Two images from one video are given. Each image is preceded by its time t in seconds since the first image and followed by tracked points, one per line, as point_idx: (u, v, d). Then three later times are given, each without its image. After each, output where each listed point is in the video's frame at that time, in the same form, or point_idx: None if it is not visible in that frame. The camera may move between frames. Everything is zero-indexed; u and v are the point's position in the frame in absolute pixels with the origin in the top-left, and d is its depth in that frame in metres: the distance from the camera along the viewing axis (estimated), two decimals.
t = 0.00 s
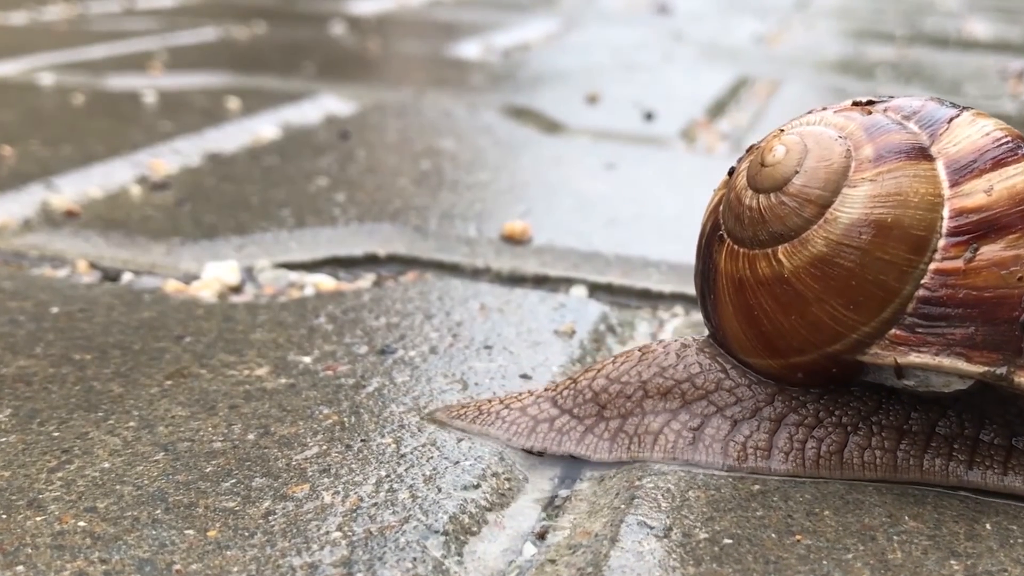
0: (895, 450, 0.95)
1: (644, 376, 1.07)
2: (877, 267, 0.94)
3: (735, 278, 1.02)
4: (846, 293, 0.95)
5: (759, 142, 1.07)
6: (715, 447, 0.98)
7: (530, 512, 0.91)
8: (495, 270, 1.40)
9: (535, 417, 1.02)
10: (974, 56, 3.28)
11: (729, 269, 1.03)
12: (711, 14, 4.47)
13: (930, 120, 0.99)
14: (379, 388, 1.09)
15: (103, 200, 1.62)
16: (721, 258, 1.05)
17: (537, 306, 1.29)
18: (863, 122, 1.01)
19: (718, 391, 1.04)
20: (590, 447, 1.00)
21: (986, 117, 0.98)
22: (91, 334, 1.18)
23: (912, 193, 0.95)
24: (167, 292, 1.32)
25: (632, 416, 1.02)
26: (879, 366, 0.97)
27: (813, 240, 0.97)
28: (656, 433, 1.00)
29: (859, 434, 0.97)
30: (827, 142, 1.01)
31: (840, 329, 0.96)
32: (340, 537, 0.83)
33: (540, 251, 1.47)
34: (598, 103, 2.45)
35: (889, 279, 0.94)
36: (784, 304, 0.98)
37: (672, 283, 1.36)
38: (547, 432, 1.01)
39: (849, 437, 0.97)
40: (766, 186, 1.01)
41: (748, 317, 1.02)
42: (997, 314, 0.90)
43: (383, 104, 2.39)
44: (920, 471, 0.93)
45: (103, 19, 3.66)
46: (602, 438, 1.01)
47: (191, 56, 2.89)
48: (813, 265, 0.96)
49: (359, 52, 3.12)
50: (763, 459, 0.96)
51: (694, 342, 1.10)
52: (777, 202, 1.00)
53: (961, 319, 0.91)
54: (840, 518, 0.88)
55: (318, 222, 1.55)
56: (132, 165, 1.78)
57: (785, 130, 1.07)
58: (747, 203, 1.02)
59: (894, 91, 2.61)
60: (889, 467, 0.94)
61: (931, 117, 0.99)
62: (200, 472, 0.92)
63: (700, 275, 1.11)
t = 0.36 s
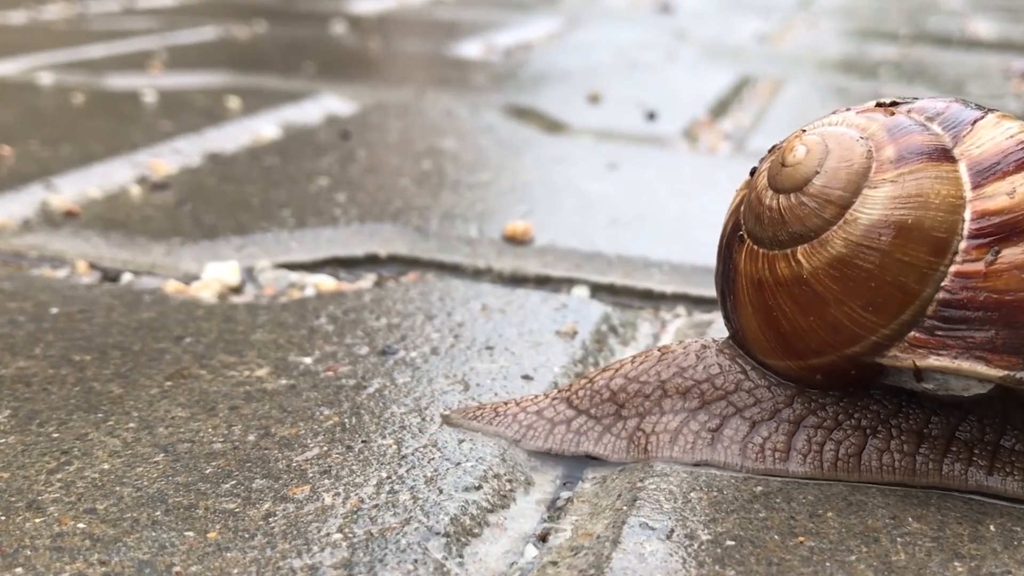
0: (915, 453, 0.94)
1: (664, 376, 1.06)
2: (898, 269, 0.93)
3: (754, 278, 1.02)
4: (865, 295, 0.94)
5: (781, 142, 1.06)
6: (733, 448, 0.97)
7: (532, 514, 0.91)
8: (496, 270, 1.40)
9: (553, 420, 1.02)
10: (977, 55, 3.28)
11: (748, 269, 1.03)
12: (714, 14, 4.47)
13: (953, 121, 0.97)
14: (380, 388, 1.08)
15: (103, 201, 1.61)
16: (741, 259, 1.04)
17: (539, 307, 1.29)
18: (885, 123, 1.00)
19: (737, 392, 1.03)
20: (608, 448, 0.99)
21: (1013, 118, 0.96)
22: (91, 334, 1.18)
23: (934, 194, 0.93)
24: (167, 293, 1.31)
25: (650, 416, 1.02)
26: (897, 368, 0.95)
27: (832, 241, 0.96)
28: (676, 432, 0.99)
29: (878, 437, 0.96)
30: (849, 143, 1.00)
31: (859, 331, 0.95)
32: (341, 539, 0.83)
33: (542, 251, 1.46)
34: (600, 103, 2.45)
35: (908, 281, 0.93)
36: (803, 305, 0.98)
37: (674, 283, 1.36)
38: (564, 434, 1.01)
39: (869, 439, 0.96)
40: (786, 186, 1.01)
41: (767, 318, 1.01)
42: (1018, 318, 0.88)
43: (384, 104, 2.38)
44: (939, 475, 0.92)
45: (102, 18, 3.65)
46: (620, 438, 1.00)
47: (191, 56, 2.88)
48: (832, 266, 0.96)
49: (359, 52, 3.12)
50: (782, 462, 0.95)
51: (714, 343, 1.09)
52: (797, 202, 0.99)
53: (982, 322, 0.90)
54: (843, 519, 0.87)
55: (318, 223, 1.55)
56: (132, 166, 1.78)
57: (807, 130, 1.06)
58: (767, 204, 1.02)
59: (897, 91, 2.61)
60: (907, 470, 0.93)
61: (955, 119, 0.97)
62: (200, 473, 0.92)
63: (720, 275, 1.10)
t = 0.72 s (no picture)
0: (933, 460, 0.94)
1: (683, 378, 1.06)
2: (915, 273, 0.93)
3: (772, 280, 1.02)
4: (882, 298, 0.94)
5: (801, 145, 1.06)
6: (750, 452, 0.97)
7: (533, 518, 0.90)
8: (497, 273, 1.39)
9: (570, 424, 1.02)
10: (978, 57, 3.28)
11: (766, 272, 1.03)
12: (715, 15, 4.47)
13: (974, 126, 0.97)
14: (381, 392, 1.08)
15: (102, 203, 1.61)
16: (760, 261, 1.04)
17: (540, 310, 1.28)
18: (905, 127, 1.00)
19: (756, 396, 1.04)
20: (626, 450, 0.99)
21: None
22: (91, 337, 1.18)
23: (953, 198, 0.93)
24: (167, 296, 1.31)
25: (668, 416, 1.02)
26: (915, 372, 0.96)
27: (850, 243, 0.96)
28: (694, 433, 0.99)
29: (896, 443, 0.96)
30: (868, 146, 1.00)
31: (876, 334, 0.95)
32: (342, 543, 0.83)
33: (543, 254, 1.46)
34: (601, 105, 2.45)
35: (926, 285, 0.93)
36: (820, 308, 0.98)
37: (675, 287, 1.36)
38: (582, 438, 1.00)
39: (886, 445, 0.96)
40: (805, 189, 1.01)
41: (784, 321, 1.01)
42: None
43: (384, 105, 2.38)
44: (957, 482, 0.92)
45: (102, 20, 3.65)
46: (637, 439, 1.00)
47: (190, 57, 2.88)
48: (850, 269, 0.96)
49: (360, 53, 3.11)
50: (799, 466, 0.95)
51: (732, 346, 1.09)
52: (816, 205, 0.99)
53: (999, 327, 0.89)
54: (845, 523, 0.87)
55: (319, 226, 1.54)
56: (132, 167, 1.77)
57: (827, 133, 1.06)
58: (786, 206, 1.02)
59: (899, 93, 2.61)
60: (925, 476, 0.93)
61: (976, 123, 0.97)
62: (200, 477, 0.91)
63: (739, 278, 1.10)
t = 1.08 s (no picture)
0: (953, 466, 0.92)
1: (703, 379, 1.05)
2: (934, 275, 0.93)
3: (792, 282, 1.01)
4: (901, 301, 0.94)
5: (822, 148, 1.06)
6: (768, 455, 0.96)
7: (534, 520, 0.90)
8: (499, 275, 1.39)
9: (586, 426, 1.01)
10: (982, 57, 3.28)
11: (786, 274, 1.02)
12: (718, 16, 4.47)
13: (998, 130, 0.96)
14: (382, 393, 1.07)
15: (102, 204, 1.60)
16: (780, 263, 1.04)
17: (542, 311, 1.28)
18: (927, 130, 0.99)
19: (776, 398, 1.03)
20: (645, 450, 0.98)
21: None
22: (90, 339, 1.17)
23: (974, 201, 0.93)
24: (167, 297, 1.30)
25: (688, 416, 1.01)
26: (934, 376, 0.95)
27: (870, 246, 0.96)
28: (714, 434, 0.98)
29: (916, 447, 0.95)
30: (890, 149, 0.99)
31: (895, 337, 0.95)
32: (342, 545, 0.82)
33: (545, 255, 1.45)
34: (603, 106, 2.45)
35: (945, 288, 0.92)
36: (839, 310, 0.97)
37: (678, 288, 1.35)
38: (602, 440, 1.00)
39: (906, 449, 0.95)
40: (826, 191, 1.00)
41: (803, 323, 1.01)
42: None
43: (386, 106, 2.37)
44: (976, 488, 0.90)
45: (102, 20, 3.64)
46: (655, 438, 0.99)
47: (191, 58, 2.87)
48: (869, 271, 0.95)
49: (361, 53, 3.11)
50: (818, 470, 0.94)
51: (753, 349, 1.09)
52: (835, 207, 0.99)
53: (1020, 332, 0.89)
54: (848, 526, 0.86)
55: (320, 227, 1.54)
56: (132, 169, 1.77)
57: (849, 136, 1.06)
58: (806, 208, 1.02)
59: (902, 94, 2.61)
60: (944, 481, 0.91)
61: (1000, 127, 0.96)
62: (199, 479, 0.91)
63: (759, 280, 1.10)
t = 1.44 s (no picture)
0: (972, 470, 0.91)
1: (723, 380, 1.05)
2: (953, 278, 0.91)
3: (811, 283, 1.00)
4: (919, 304, 0.93)
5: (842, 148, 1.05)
6: (787, 456, 0.95)
7: (536, 521, 0.89)
8: (500, 274, 1.38)
9: (606, 426, 1.01)
10: (986, 55, 3.27)
11: (805, 275, 1.01)
12: (721, 14, 4.46)
13: (1022, 130, 0.93)
14: (383, 393, 1.07)
15: (102, 203, 1.60)
16: (799, 264, 1.03)
17: (543, 311, 1.27)
18: (949, 131, 0.97)
19: (796, 399, 1.02)
20: (663, 447, 0.98)
21: None
22: (90, 339, 1.17)
23: (995, 203, 0.91)
24: (167, 297, 1.30)
25: (707, 416, 1.00)
26: (953, 380, 0.93)
27: (888, 248, 0.95)
28: (733, 434, 0.98)
29: (935, 451, 0.94)
30: (910, 150, 0.98)
31: (913, 340, 0.93)
32: (343, 546, 0.82)
33: (546, 254, 1.45)
34: (605, 104, 2.44)
35: (964, 290, 0.91)
36: (857, 312, 0.96)
37: (680, 287, 1.35)
38: (622, 438, 1.00)
39: (925, 452, 0.94)
40: (845, 192, 0.99)
41: (821, 325, 1.00)
42: None
43: (387, 105, 2.37)
44: (995, 493, 0.89)
45: (102, 18, 3.64)
46: (675, 435, 0.99)
47: (191, 56, 2.87)
48: (887, 273, 0.94)
49: (362, 52, 3.10)
50: (835, 472, 0.93)
51: (775, 350, 1.08)
52: (854, 208, 0.98)
53: None
54: (851, 526, 0.86)
55: (320, 226, 1.53)
56: (132, 168, 1.76)
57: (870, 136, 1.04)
58: (826, 209, 1.00)
59: (905, 92, 2.60)
60: (963, 486, 0.90)
61: None
62: (200, 479, 0.90)
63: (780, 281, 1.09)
